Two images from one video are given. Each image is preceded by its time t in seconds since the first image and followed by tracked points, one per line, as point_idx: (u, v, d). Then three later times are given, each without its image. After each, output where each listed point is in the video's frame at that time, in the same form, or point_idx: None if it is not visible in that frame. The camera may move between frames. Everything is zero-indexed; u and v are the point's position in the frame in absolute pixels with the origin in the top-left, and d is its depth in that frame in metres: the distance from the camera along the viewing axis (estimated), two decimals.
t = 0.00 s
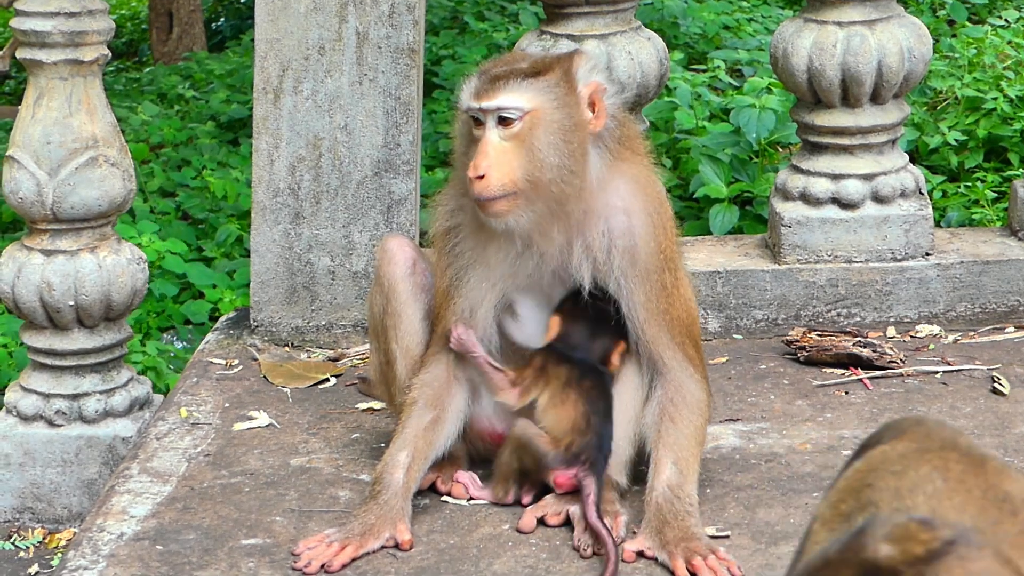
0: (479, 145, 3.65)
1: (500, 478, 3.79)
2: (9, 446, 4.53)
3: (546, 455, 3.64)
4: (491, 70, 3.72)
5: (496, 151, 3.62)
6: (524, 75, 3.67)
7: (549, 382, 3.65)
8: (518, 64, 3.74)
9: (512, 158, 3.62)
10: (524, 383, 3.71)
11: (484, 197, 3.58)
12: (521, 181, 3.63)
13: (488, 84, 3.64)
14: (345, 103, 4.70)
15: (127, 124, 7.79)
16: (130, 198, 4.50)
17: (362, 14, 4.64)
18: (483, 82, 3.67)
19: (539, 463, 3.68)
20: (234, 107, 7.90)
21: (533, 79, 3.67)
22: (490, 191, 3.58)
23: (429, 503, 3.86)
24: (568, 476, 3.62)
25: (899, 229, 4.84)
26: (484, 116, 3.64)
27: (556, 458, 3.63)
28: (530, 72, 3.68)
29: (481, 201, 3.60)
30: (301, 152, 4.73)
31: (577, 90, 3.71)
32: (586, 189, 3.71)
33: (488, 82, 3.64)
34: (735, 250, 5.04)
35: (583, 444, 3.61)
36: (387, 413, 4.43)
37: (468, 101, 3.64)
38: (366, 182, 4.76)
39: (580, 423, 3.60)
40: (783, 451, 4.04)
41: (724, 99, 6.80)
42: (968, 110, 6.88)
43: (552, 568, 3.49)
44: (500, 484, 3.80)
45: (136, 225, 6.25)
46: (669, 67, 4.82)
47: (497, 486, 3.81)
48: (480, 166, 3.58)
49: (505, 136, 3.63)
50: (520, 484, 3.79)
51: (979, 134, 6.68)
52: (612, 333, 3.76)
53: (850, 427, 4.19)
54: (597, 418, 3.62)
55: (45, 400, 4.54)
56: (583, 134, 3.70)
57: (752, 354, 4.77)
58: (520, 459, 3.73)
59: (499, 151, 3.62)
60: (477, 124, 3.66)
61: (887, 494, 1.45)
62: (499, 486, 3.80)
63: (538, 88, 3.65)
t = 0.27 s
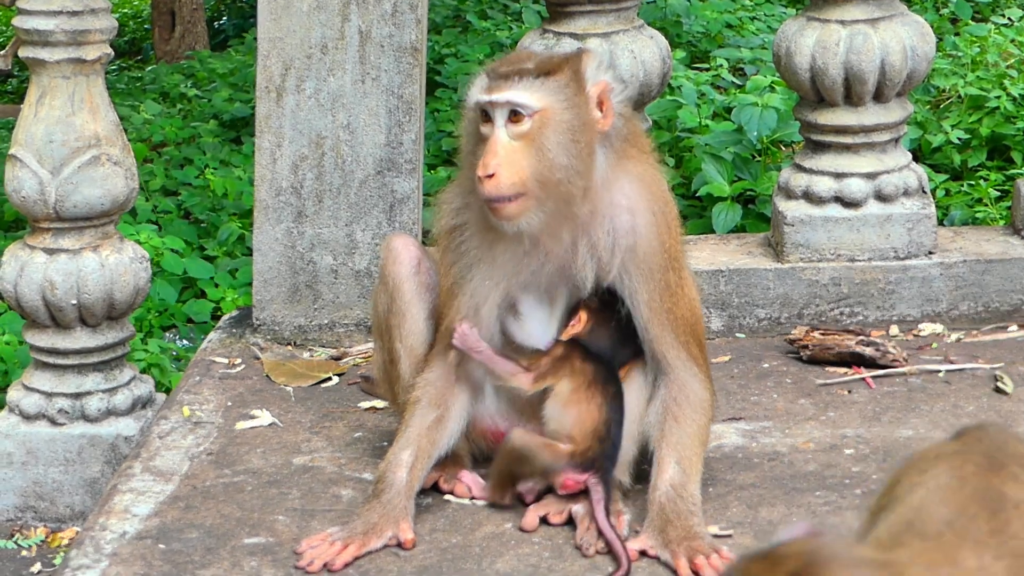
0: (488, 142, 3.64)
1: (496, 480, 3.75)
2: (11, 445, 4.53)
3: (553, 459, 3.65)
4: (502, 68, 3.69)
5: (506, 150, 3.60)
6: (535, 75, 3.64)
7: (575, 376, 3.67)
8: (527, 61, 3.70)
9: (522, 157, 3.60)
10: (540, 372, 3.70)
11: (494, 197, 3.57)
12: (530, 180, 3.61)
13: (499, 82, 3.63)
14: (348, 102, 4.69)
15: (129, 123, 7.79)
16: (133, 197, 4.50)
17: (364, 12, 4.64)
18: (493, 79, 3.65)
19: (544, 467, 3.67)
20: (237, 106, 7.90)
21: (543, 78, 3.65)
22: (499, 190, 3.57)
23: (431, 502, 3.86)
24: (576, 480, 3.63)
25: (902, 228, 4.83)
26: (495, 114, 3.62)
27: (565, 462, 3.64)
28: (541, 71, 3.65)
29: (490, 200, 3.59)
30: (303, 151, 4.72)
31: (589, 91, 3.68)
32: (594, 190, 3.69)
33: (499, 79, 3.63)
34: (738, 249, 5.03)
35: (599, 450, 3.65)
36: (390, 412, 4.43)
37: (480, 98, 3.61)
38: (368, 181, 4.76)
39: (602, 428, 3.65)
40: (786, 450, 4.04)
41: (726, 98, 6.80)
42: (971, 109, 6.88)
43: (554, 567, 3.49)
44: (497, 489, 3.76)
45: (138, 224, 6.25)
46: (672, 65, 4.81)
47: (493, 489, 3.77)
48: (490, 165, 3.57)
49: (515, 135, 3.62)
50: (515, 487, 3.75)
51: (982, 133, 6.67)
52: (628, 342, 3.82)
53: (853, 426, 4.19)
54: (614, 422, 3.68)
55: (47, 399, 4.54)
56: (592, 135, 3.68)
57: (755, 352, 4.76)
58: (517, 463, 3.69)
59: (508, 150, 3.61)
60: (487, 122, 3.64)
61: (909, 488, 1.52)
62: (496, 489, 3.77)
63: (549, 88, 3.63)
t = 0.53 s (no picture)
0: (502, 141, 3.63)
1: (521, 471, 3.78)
2: (12, 443, 4.53)
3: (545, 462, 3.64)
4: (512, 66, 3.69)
5: (524, 149, 3.61)
6: (552, 73, 3.66)
7: (563, 386, 3.69)
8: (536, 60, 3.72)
9: (543, 157, 3.64)
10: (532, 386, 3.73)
11: (518, 197, 3.58)
12: (552, 179, 3.64)
13: (517, 80, 3.61)
14: (348, 100, 4.70)
15: (130, 122, 7.79)
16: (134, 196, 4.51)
17: (365, 11, 4.64)
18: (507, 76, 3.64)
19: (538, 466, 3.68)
20: (237, 104, 7.90)
21: (562, 77, 3.67)
22: (524, 191, 3.58)
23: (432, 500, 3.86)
24: (568, 483, 3.65)
25: (902, 227, 4.83)
26: (513, 115, 3.62)
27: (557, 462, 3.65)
28: (559, 70, 3.68)
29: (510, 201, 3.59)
30: (303, 149, 4.73)
31: (596, 90, 3.73)
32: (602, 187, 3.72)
33: (518, 80, 3.62)
34: (738, 247, 5.03)
35: (586, 450, 3.64)
36: (390, 410, 4.43)
37: (498, 100, 3.61)
38: (368, 180, 4.76)
39: (587, 429, 3.65)
40: (786, 449, 4.04)
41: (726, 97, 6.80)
42: (971, 107, 6.88)
43: (554, 565, 3.49)
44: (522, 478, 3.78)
45: (138, 223, 6.25)
46: (672, 64, 4.81)
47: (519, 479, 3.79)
48: (514, 166, 3.58)
49: (535, 135, 3.65)
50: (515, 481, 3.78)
51: (983, 131, 6.68)
52: (625, 350, 3.78)
53: (853, 424, 4.19)
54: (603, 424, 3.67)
55: (47, 398, 4.54)
56: (602, 134, 3.71)
57: (755, 351, 4.77)
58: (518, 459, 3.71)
59: (529, 149, 3.63)
60: (503, 122, 3.65)
61: None
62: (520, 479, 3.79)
63: (569, 87, 3.67)
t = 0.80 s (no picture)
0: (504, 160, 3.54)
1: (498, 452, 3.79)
2: (12, 442, 4.54)
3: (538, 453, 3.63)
4: (510, 80, 3.57)
5: (531, 169, 3.54)
6: (553, 86, 3.55)
7: (552, 391, 3.63)
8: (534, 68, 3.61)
9: (551, 173, 3.57)
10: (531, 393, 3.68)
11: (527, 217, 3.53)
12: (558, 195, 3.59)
13: (522, 99, 3.51)
14: (348, 99, 4.70)
15: (130, 121, 7.79)
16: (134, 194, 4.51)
17: (365, 10, 4.64)
18: (507, 94, 3.54)
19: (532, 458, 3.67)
20: (237, 103, 7.90)
21: (566, 90, 3.58)
22: (533, 211, 3.53)
23: (432, 499, 3.86)
24: (557, 478, 3.61)
25: (902, 226, 4.83)
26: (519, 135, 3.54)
27: (548, 457, 3.62)
28: (560, 81, 3.58)
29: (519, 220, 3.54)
30: (304, 148, 4.73)
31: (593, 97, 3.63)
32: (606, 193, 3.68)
33: (523, 98, 3.51)
34: (738, 246, 5.03)
35: (576, 447, 3.60)
36: (390, 409, 4.43)
37: (505, 120, 3.52)
38: (369, 179, 4.76)
39: (576, 425, 3.59)
40: (786, 448, 4.04)
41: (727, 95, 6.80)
42: (971, 106, 6.88)
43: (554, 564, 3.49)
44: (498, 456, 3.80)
45: (139, 222, 6.25)
46: (672, 63, 4.81)
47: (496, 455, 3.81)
48: (523, 188, 3.50)
49: (541, 151, 3.57)
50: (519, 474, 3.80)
51: (983, 130, 6.68)
52: (625, 351, 3.78)
53: (853, 423, 4.19)
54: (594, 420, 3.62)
55: (48, 397, 4.54)
56: (605, 141, 3.65)
57: (755, 350, 4.77)
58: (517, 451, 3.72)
59: (536, 167, 3.55)
60: (508, 138, 3.56)
61: None
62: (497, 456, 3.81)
63: (573, 102, 3.58)
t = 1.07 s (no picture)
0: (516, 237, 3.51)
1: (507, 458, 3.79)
2: (13, 441, 4.54)
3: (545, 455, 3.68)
4: (506, 161, 3.48)
5: (547, 244, 3.51)
6: (553, 166, 3.48)
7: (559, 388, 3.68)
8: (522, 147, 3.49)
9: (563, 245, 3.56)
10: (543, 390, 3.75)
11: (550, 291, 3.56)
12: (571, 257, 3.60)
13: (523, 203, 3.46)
14: (348, 98, 4.70)
15: (130, 120, 7.79)
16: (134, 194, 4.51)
17: (365, 9, 4.64)
18: (509, 181, 3.46)
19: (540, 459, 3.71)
20: (237, 102, 7.90)
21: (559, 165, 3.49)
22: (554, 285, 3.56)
23: (432, 498, 3.86)
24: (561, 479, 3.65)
25: (902, 225, 4.83)
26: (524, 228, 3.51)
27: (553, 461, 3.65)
28: (557, 147, 3.50)
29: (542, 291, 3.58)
30: (304, 148, 4.73)
31: (586, 146, 3.55)
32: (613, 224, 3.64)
33: (522, 202, 3.46)
34: (738, 245, 5.03)
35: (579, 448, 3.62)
36: (390, 408, 4.43)
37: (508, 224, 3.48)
38: (369, 178, 4.76)
39: (576, 425, 3.62)
40: (786, 447, 4.04)
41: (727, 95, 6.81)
42: (971, 105, 6.89)
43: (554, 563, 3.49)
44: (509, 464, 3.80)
45: (140, 221, 6.25)
46: (672, 62, 4.81)
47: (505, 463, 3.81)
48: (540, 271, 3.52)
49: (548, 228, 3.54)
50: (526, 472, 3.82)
51: (983, 130, 6.68)
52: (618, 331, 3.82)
53: (853, 423, 4.19)
54: (594, 418, 3.64)
55: (48, 396, 4.54)
56: (606, 181, 3.61)
57: (755, 349, 4.77)
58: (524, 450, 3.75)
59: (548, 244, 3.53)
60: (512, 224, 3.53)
61: None
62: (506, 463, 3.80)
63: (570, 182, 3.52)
